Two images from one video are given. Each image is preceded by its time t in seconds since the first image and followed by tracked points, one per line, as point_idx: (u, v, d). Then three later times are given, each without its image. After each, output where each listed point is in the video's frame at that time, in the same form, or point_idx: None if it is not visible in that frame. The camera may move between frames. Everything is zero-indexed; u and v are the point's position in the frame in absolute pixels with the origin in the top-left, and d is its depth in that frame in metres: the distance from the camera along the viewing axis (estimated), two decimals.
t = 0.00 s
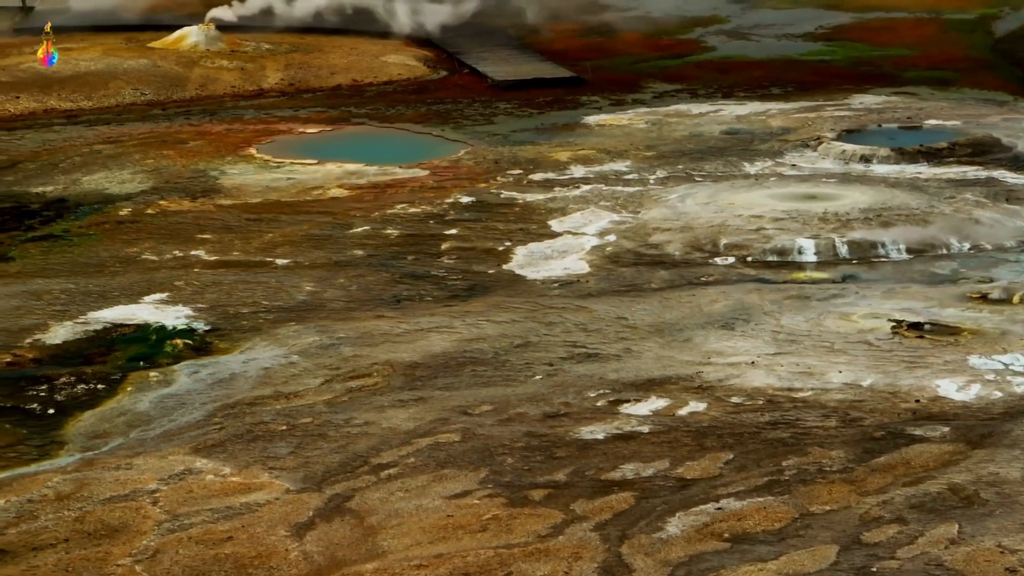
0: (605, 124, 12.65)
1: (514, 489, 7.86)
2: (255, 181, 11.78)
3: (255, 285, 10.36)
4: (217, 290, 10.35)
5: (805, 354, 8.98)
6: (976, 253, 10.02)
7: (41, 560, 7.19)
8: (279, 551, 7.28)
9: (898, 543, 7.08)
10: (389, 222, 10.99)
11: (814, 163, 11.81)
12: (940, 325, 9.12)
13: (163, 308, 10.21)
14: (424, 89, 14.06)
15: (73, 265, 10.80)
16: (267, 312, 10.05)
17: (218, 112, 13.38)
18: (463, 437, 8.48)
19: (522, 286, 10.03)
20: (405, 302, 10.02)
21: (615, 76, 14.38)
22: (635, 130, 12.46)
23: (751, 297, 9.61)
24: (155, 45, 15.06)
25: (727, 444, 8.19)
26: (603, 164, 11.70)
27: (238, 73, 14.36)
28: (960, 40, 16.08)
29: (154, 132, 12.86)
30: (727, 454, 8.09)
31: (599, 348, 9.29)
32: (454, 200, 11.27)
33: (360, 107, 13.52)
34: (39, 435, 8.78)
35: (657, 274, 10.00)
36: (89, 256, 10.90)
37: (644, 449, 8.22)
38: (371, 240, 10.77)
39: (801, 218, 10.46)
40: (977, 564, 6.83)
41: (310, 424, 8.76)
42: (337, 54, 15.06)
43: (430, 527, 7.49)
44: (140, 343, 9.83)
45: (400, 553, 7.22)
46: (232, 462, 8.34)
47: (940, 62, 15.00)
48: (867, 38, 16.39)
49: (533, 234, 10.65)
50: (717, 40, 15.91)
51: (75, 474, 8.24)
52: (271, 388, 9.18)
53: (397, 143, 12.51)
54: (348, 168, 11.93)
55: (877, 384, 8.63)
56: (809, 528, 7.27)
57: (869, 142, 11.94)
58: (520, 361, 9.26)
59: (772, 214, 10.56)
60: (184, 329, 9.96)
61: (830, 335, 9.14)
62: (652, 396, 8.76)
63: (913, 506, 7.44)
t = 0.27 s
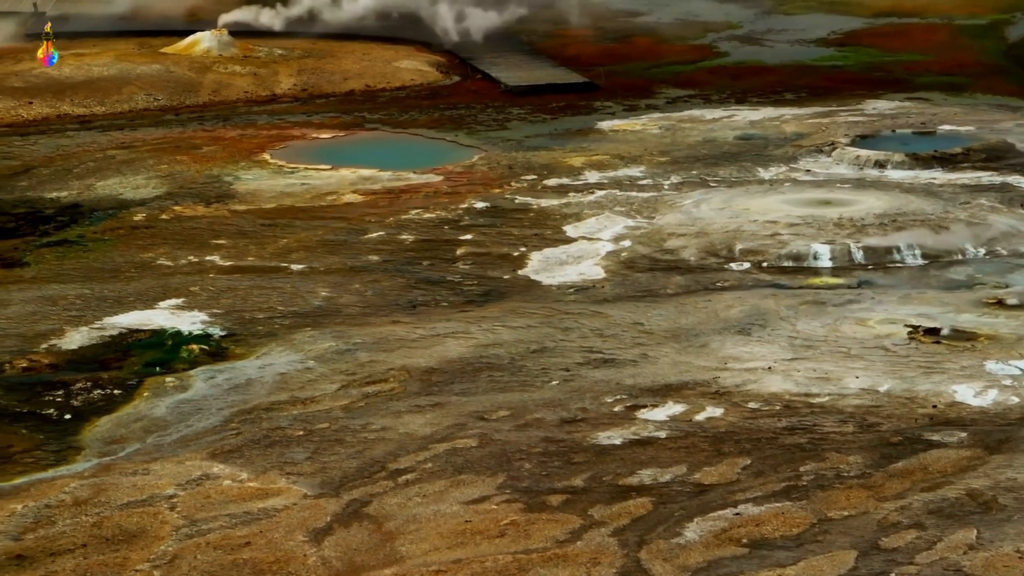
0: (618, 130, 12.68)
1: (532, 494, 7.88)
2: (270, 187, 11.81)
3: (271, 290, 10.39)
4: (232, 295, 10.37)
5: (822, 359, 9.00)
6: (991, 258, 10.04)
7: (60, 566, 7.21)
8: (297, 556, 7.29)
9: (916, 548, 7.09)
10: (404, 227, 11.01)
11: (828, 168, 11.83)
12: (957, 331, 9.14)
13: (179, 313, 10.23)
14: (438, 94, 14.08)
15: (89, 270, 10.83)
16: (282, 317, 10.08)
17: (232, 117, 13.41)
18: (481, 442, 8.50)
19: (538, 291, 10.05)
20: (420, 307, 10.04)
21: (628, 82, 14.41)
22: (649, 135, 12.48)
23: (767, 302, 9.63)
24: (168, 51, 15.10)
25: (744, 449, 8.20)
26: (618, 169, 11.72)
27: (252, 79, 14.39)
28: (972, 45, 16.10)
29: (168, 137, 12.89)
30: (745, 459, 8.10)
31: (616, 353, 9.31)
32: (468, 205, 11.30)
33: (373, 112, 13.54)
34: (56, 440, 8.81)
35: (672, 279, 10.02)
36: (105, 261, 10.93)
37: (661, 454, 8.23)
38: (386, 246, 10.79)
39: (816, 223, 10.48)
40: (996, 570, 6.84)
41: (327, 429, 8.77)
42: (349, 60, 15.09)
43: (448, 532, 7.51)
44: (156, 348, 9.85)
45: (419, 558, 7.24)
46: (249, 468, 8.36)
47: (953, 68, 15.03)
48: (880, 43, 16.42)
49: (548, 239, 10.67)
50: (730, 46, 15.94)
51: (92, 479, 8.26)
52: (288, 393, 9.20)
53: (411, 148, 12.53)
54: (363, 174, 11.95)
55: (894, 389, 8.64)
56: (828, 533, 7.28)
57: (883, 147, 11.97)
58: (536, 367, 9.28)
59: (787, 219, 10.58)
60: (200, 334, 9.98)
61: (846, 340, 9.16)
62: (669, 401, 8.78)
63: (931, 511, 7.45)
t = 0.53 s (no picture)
0: (630, 134, 12.70)
1: (548, 498, 7.89)
2: (283, 192, 11.82)
3: (284, 295, 10.40)
4: (246, 300, 10.39)
5: (836, 364, 9.01)
6: (1005, 263, 10.05)
7: (75, 570, 7.22)
8: (313, 561, 7.30)
9: (932, 552, 7.10)
10: (417, 232, 11.03)
11: (841, 173, 11.85)
12: (971, 336, 9.16)
13: (192, 318, 10.25)
14: (449, 99, 14.10)
15: (102, 274, 10.86)
16: (296, 322, 10.09)
17: (243, 122, 13.43)
18: (495, 447, 8.51)
19: (551, 296, 10.07)
20: (434, 311, 10.06)
21: (639, 86, 14.43)
22: (661, 140, 12.51)
23: (781, 306, 9.64)
24: (179, 55, 15.12)
25: (760, 453, 8.21)
26: (630, 174, 11.74)
27: (263, 83, 14.41)
28: (982, 50, 16.12)
29: (179, 142, 12.91)
30: (760, 464, 8.11)
31: (630, 358, 9.33)
32: (481, 209, 11.32)
33: (385, 117, 13.56)
34: (71, 444, 8.82)
35: (686, 283, 10.04)
36: (118, 266, 10.95)
37: (677, 459, 8.24)
38: (399, 250, 10.81)
39: (829, 227, 10.50)
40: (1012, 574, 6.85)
41: (341, 434, 8.79)
42: (360, 64, 15.11)
43: (464, 537, 7.52)
44: (170, 353, 9.87)
45: (435, 563, 7.25)
46: (264, 472, 8.37)
47: (964, 73, 15.05)
48: (891, 48, 16.44)
49: (561, 243, 10.69)
50: (740, 50, 15.96)
51: (107, 484, 8.27)
52: (302, 398, 9.22)
53: (423, 153, 12.55)
54: (375, 178, 11.97)
55: (908, 394, 8.66)
56: (844, 538, 7.29)
57: (895, 151, 11.99)
58: (550, 371, 9.29)
59: (800, 224, 10.60)
60: (214, 338, 9.99)
61: (860, 344, 9.18)
62: (684, 406, 8.79)
63: (947, 515, 7.46)
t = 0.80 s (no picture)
0: (644, 140, 12.72)
1: (566, 504, 7.90)
2: (297, 197, 11.84)
3: (300, 300, 10.42)
4: (262, 305, 10.41)
5: (853, 369, 9.03)
6: (1021, 268, 10.07)
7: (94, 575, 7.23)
8: (332, 566, 7.31)
9: (951, 557, 7.12)
10: (432, 237, 11.05)
11: (855, 178, 11.87)
12: (988, 341, 9.17)
13: (208, 323, 10.27)
14: (462, 104, 14.13)
15: (117, 279, 10.89)
16: (312, 327, 10.11)
17: (257, 127, 13.45)
18: (513, 452, 8.52)
19: (567, 301, 10.09)
20: (450, 316, 10.07)
21: (652, 91, 14.45)
22: (674, 145, 12.53)
23: (797, 312, 9.66)
24: (191, 61, 15.14)
25: (778, 459, 8.22)
26: (645, 179, 11.76)
27: (276, 89, 14.43)
28: (995, 55, 16.13)
29: (193, 147, 12.93)
30: (778, 469, 8.12)
31: (647, 363, 9.34)
32: (496, 215, 11.34)
33: (398, 122, 13.59)
34: (88, 450, 8.84)
35: (701, 289, 10.06)
36: (133, 271, 10.98)
37: (694, 464, 8.25)
38: (415, 256, 10.83)
39: (845, 233, 10.52)
40: None
41: (358, 439, 8.80)
42: (373, 69, 15.12)
43: (482, 542, 7.53)
44: (186, 358, 9.89)
45: (454, 568, 7.26)
46: (282, 477, 8.38)
47: (977, 78, 15.07)
48: (903, 53, 16.47)
49: (577, 249, 10.71)
50: (753, 56, 15.98)
51: (125, 489, 8.28)
52: (319, 403, 9.23)
53: (437, 158, 12.57)
54: (389, 184, 11.99)
55: (926, 400, 8.67)
56: (863, 543, 7.30)
57: (909, 157, 12.01)
58: (567, 377, 9.31)
59: (816, 229, 10.62)
60: (230, 344, 10.01)
61: (877, 349, 9.20)
62: (702, 411, 8.80)
63: (965, 521, 7.47)
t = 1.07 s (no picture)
0: (658, 145, 12.75)
1: (584, 510, 7.90)
2: (311, 203, 11.86)
3: (316, 306, 10.44)
4: (277, 311, 10.43)
5: (870, 375, 9.04)
6: None
7: None
8: (350, 572, 7.33)
9: (970, 564, 7.12)
10: (447, 243, 11.07)
11: (869, 184, 11.89)
12: (1005, 347, 9.19)
13: (224, 329, 10.29)
14: (476, 110, 14.15)
15: (132, 285, 10.91)
16: (328, 333, 10.13)
17: (270, 133, 13.48)
18: (530, 458, 8.54)
19: (583, 307, 10.11)
20: (466, 322, 10.09)
21: (665, 97, 14.48)
22: (688, 151, 12.55)
23: (813, 318, 9.68)
24: (204, 66, 15.17)
25: (795, 465, 8.23)
26: (659, 185, 11.78)
27: (289, 95, 14.45)
28: (1007, 61, 16.15)
29: (207, 153, 12.96)
30: (795, 475, 8.13)
31: (663, 369, 9.36)
32: (510, 221, 11.36)
33: (412, 128, 13.61)
34: (105, 455, 8.86)
35: (717, 294, 10.08)
36: (148, 277, 11.00)
37: (712, 470, 8.26)
38: (430, 261, 10.85)
39: (860, 238, 10.54)
40: None
41: (375, 445, 8.82)
42: (386, 75, 15.14)
43: (501, 548, 7.53)
44: (202, 364, 9.91)
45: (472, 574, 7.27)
46: (299, 483, 8.40)
47: (990, 84, 15.08)
48: (916, 59, 16.49)
49: (592, 254, 10.73)
50: (765, 61, 16.01)
51: (142, 495, 8.30)
52: (335, 409, 9.25)
53: (451, 164, 12.59)
54: (404, 189, 12.01)
55: (943, 405, 8.68)
56: (881, 549, 7.31)
57: (924, 162, 12.03)
58: (584, 383, 9.32)
59: (831, 235, 10.64)
60: (246, 350, 10.03)
61: (893, 355, 9.22)
62: (719, 417, 8.82)
63: (984, 527, 7.48)
